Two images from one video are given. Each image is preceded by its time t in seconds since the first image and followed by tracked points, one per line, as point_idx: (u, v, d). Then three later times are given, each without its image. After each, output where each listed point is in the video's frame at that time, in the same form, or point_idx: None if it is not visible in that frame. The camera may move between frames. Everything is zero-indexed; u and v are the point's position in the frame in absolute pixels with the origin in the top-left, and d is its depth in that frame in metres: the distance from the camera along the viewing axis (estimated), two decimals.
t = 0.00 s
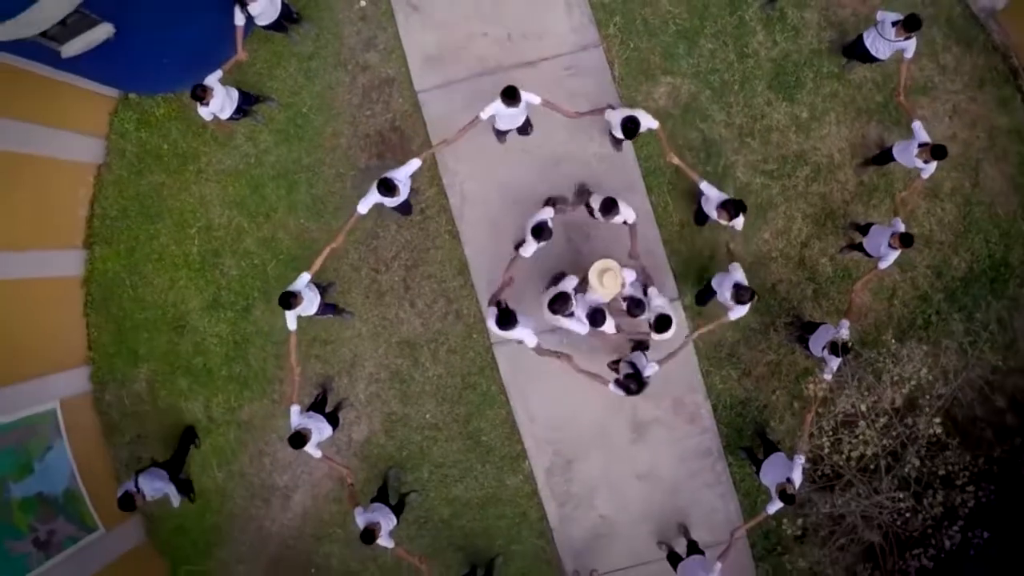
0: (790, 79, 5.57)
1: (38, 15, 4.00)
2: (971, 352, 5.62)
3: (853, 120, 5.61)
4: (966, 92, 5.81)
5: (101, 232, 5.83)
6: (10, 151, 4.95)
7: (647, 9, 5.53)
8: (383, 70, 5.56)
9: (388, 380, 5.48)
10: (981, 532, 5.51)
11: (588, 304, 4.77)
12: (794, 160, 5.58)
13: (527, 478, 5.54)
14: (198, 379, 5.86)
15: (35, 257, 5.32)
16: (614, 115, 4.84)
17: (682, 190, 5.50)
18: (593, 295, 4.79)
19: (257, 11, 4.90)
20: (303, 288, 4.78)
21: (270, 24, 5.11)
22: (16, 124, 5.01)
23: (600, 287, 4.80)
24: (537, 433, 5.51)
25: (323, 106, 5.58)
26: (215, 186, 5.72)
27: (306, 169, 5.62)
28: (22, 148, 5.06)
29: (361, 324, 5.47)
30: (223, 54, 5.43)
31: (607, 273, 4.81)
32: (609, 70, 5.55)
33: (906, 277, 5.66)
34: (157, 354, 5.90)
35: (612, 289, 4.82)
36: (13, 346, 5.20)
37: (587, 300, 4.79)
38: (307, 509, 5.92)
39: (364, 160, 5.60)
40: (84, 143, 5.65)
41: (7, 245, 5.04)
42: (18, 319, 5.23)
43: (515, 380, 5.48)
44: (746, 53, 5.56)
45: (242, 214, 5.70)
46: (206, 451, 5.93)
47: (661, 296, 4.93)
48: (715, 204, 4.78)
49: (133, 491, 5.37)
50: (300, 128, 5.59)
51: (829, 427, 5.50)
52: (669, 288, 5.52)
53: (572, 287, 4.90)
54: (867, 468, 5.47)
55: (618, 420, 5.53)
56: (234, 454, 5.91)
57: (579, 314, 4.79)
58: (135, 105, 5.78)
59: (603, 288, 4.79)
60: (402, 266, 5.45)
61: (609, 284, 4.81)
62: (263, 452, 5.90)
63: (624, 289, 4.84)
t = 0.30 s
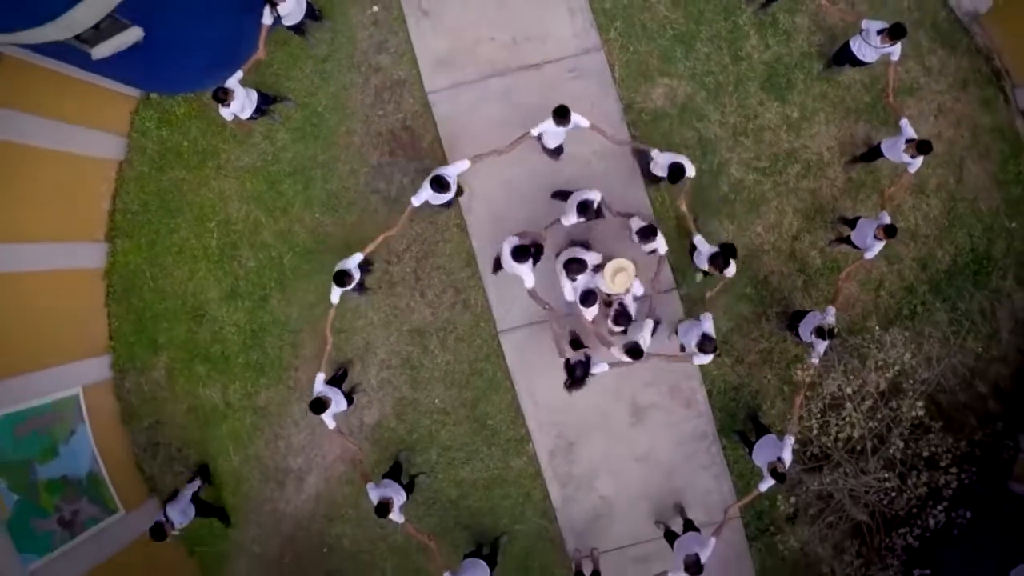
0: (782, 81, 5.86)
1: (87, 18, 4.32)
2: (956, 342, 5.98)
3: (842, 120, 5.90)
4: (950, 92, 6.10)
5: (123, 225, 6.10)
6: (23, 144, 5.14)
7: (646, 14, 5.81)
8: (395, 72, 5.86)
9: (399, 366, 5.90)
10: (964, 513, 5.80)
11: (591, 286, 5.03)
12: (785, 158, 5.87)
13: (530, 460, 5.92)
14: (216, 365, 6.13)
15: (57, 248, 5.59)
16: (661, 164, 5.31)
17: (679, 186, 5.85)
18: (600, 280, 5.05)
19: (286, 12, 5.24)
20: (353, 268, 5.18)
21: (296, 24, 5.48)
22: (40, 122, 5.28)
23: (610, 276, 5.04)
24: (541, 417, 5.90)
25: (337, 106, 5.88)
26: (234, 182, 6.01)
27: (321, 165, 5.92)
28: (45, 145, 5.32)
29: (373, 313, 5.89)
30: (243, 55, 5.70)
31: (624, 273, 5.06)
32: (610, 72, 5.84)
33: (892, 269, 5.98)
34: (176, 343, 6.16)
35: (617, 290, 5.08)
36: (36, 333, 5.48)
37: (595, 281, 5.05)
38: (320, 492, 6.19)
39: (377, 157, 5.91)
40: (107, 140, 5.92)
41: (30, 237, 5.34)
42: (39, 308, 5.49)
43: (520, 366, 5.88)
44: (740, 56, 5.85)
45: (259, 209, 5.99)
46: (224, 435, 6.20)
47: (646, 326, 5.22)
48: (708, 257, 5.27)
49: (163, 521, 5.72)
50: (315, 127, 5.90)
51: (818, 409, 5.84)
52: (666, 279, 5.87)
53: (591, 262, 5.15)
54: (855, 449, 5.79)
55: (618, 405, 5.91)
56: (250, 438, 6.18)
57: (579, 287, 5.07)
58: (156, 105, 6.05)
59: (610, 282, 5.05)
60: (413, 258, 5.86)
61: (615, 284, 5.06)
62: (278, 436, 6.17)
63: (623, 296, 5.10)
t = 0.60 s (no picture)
0: (773, 83, 6.14)
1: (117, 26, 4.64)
2: (941, 333, 6.28)
3: (831, 120, 6.18)
4: (936, 94, 6.37)
5: (143, 222, 6.39)
6: (41, 142, 5.40)
7: (643, 20, 6.11)
8: (405, 76, 6.18)
9: (408, 355, 6.27)
10: (948, 496, 6.05)
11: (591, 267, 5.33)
12: (777, 157, 6.16)
13: (533, 445, 6.28)
14: (232, 356, 6.41)
15: (80, 243, 5.90)
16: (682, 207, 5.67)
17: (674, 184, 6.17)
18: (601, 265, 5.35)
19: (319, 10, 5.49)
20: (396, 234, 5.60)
21: (323, 25, 5.74)
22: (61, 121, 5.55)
23: (614, 268, 5.34)
24: (544, 404, 6.26)
25: (349, 108, 6.20)
26: (250, 181, 6.31)
27: (334, 165, 6.23)
28: (65, 143, 5.59)
29: (384, 306, 6.26)
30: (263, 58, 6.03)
31: (624, 276, 5.35)
32: (609, 76, 6.14)
33: (879, 263, 6.28)
34: (193, 334, 6.43)
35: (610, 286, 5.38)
36: (55, 324, 5.74)
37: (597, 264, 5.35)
38: (332, 477, 6.47)
39: (387, 156, 6.21)
40: (126, 140, 6.20)
41: (40, 233, 5.54)
42: (58, 300, 5.75)
43: (525, 355, 6.23)
44: (733, 59, 6.13)
45: (274, 206, 6.29)
46: (240, 423, 6.48)
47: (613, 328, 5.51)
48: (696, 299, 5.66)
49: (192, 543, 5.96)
50: (328, 128, 6.21)
51: (806, 394, 6.16)
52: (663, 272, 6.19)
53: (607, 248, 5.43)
54: (843, 433, 6.12)
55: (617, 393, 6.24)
56: (265, 426, 6.46)
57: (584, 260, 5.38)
58: (175, 107, 6.34)
59: (609, 276, 5.34)
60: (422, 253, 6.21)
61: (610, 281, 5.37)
62: (291, 424, 6.45)
63: (610, 292, 5.39)
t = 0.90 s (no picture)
0: (764, 87, 6.46)
1: (142, 34, 4.91)
2: (925, 326, 6.60)
3: (819, 122, 6.49)
4: (921, 97, 6.66)
5: (158, 220, 6.66)
6: (64, 144, 5.69)
7: (641, 27, 6.40)
8: (412, 80, 6.47)
9: (416, 347, 6.59)
10: (932, 482, 6.37)
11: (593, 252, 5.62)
12: (767, 158, 6.47)
13: (535, 433, 6.60)
14: (247, 348, 6.71)
15: (100, 242, 6.18)
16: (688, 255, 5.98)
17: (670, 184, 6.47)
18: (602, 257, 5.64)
19: (349, 19, 5.82)
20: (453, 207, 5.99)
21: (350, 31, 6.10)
22: (83, 124, 5.83)
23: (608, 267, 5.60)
24: (545, 394, 6.59)
25: (359, 112, 6.50)
26: (264, 181, 6.61)
27: (345, 165, 6.53)
28: (86, 145, 5.87)
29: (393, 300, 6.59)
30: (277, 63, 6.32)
31: (609, 278, 5.59)
32: (608, 80, 6.43)
33: (866, 259, 6.59)
34: (209, 328, 6.72)
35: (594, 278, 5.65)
36: (78, 319, 6.03)
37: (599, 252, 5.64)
38: (342, 465, 6.75)
39: (396, 157, 6.51)
40: (144, 142, 6.47)
41: (63, 229, 5.82)
42: (80, 296, 6.04)
43: (527, 347, 6.56)
44: (726, 65, 6.43)
45: (288, 205, 6.59)
46: (254, 413, 6.76)
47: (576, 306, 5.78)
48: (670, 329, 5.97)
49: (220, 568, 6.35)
50: (339, 130, 6.51)
51: (795, 383, 6.50)
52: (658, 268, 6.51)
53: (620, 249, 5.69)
54: (830, 421, 6.46)
55: (615, 383, 6.58)
56: (279, 415, 6.74)
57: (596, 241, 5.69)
58: (191, 110, 6.62)
59: (600, 274, 5.61)
60: (429, 249, 6.52)
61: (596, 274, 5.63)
62: (304, 414, 6.73)
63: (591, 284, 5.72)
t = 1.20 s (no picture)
0: (755, 93, 6.75)
1: (163, 44, 5.16)
2: (910, 322, 6.91)
3: (807, 127, 6.79)
4: (906, 101, 6.94)
5: (174, 221, 6.95)
6: (87, 148, 5.97)
7: (637, 35, 6.69)
8: (419, 87, 6.78)
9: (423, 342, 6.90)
10: (916, 471, 6.69)
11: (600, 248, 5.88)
12: (758, 160, 6.77)
13: (536, 424, 6.92)
14: (260, 343, 7.00)
15: (119, 241, 6.46)
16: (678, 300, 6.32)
17: (665, 186, 6.77)
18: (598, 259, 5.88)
19: (370, 18, 6.06)
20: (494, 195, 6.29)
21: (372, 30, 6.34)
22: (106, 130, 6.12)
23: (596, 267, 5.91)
24: (546, 386, 6.90)
25: (368, 116, 6.80)
26: (277, 182, 6.90)
27: (355, 168, 6.83)
28: (108, 149, 6.14)
29: (400, 296, 6.90)
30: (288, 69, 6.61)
31: (593, 276, 5.90)
32: (606, 87, 6.73)
33: (854, 258, 6.89)
34: (223, 324, 7.00)
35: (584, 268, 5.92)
36: (100, 315, 6.30)
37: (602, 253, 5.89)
38: (351, 455, 7.04)
39: (403, 160, 6.81)
40: (161, 145, 6.76)
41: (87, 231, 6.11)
42: (102, 293, 6.31)
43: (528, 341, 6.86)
44: (719, 71, 6.72)
45: (299, 206, 6.89)
46: (267, 406, 7.04)
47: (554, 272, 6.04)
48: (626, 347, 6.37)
49: None
50: (348, 134, 6.82)
51: (783, 374, 6.83)
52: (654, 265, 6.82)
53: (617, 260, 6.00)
54: (817, 412, 6.78)
55: (612, 376, 6.89)
56: (291, 407, 7.04)
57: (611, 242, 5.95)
58: (206, 114, 6.91)
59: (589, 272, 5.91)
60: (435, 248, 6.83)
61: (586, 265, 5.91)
62: (314, 406, 7.03)
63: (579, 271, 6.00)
